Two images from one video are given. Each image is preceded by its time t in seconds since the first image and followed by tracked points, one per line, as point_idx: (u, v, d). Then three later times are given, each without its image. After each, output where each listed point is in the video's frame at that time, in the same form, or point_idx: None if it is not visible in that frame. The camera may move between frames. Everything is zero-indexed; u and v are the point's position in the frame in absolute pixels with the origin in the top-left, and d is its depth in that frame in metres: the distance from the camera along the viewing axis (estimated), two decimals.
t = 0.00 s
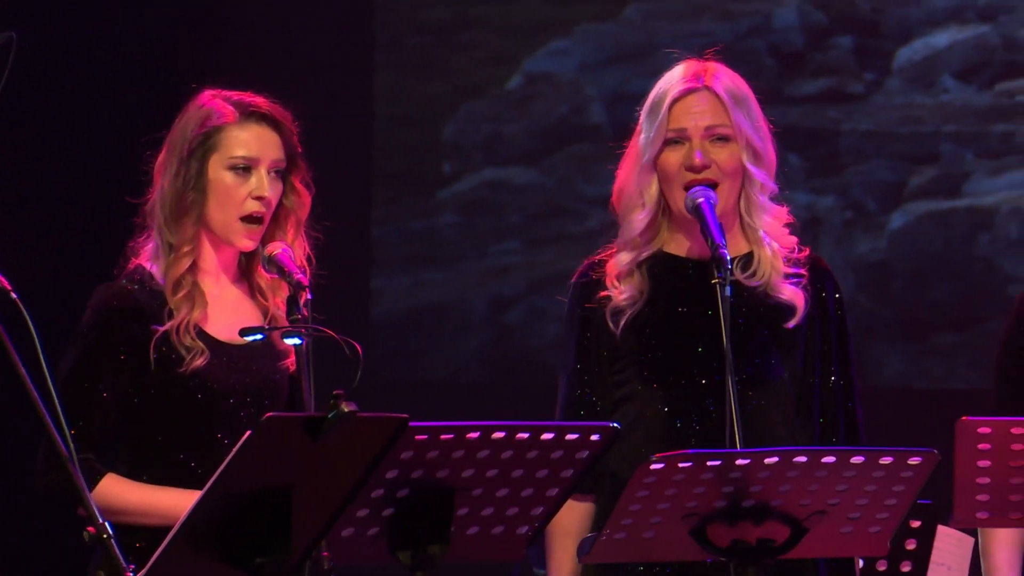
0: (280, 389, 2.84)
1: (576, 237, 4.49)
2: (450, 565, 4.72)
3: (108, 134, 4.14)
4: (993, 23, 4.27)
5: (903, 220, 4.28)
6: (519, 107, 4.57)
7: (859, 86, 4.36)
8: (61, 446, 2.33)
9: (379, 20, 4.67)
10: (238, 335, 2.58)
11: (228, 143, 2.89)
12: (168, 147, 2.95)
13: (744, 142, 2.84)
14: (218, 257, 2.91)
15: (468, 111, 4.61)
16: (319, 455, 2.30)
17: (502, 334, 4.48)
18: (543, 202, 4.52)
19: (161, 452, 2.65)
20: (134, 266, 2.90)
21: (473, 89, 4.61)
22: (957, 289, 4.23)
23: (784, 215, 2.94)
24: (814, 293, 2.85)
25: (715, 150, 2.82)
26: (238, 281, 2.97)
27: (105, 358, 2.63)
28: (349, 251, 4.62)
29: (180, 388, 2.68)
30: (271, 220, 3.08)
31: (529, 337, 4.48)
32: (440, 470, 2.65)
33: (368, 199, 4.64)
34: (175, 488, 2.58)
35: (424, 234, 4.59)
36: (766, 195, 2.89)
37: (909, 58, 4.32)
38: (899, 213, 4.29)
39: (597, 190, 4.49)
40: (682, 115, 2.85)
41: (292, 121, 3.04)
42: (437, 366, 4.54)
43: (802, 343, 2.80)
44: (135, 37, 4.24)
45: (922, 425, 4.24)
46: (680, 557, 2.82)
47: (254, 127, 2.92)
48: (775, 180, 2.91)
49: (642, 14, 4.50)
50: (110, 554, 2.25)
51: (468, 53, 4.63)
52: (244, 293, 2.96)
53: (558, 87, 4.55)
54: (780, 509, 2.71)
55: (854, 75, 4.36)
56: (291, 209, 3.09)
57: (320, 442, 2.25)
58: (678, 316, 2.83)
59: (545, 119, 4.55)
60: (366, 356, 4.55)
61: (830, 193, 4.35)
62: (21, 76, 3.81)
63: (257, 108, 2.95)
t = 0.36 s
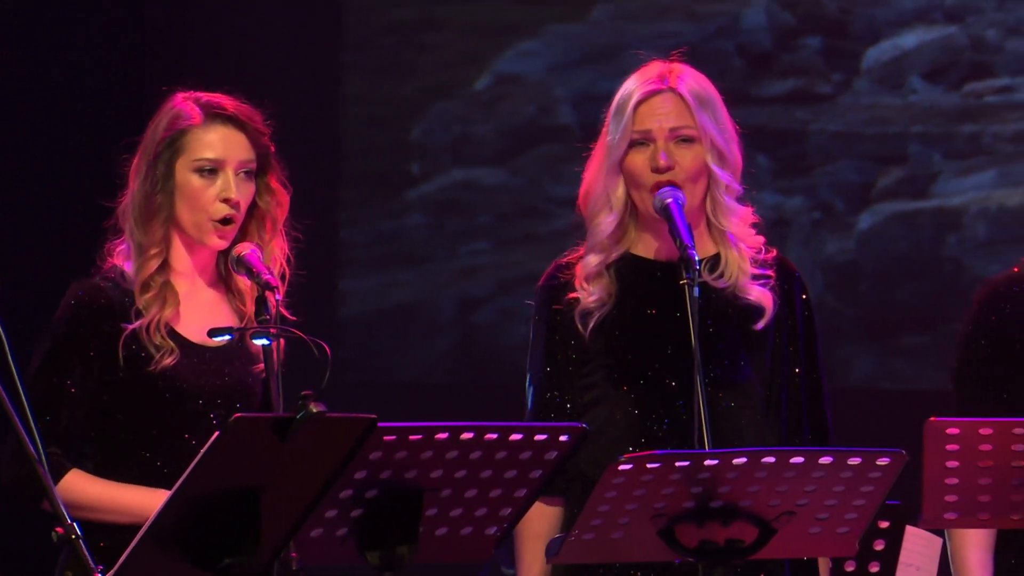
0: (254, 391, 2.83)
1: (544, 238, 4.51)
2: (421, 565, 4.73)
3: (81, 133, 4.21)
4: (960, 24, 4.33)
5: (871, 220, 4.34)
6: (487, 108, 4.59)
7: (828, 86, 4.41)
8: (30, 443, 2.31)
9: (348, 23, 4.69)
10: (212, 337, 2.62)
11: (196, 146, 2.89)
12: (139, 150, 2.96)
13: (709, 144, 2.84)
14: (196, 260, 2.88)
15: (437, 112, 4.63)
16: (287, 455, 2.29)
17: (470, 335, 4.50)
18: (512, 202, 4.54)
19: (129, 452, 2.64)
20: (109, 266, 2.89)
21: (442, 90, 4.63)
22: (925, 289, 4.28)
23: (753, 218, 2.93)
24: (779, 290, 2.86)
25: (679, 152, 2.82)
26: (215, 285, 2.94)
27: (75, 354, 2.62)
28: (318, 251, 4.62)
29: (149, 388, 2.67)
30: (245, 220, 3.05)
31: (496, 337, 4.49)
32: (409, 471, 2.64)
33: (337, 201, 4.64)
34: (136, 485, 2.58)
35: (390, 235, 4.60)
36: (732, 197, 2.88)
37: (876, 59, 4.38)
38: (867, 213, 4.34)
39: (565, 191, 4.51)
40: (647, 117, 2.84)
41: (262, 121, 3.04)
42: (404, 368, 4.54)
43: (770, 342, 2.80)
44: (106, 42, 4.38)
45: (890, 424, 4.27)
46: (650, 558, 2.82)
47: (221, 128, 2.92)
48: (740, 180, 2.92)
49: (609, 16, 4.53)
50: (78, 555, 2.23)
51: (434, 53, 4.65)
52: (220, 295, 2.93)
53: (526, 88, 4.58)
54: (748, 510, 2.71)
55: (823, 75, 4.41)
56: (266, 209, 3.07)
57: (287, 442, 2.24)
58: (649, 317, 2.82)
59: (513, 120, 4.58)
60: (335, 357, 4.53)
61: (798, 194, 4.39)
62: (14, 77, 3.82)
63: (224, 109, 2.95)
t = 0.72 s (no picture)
0: (230, 391, 2.84)
1: (520, 239, 4.44)
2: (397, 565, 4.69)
3: (53, 133, 4.19)
4: (937, 24, 4.32)
5: (847, 220, 4.31)
6: (464, 108, 4.51)
7: (804, 87, 4.39)
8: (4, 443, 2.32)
9: (325, 21, 4.58)
10: (187, 338, 2.61)
11: (174, 146, 2.87)
12: (119, 148, 2.95)
13: (698, 154, 2.80)
14: (172, 259, 2.89)
15: (415, 111, 4.53)
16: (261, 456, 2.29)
17: (446, 336, 4.42)
18: (486, 202, 4.47)
19: (100, 450, 2.67)
20: (84, 265, 2.90)
21: (416, 90, 4.54)
22: (901, 290, 4.26)
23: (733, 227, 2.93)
24: (754, 299, 2.87)
25: (667, 159, 2.78)
26: (192, 286, 2.94)
27: (44, 354, 2.63)
28: (294, 255, 4.53)
29: (121, 387, 2.69)
30: (223, 223, 3.04)
31: (472, 339, 4.42)
32: (384, 472, 2.64)
33: (312, 202, 4.55)
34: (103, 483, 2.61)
35: (365, 236, 4.51)
36: (718, 209, 2.87)
37: (852, 59, 4.36)
38: (842, 214, 4.32)
39: (541, 192, 4.44)
40: (639, 122, 2.80)
41: (243, 122, 3.03)
42: (381, 368, 4.44)
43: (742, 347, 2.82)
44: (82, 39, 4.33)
45: (869, 426, 4.23)
46: (625, 558, 2.81)
47: (200, 129, 2.91)
48: (725, 191, 2.89)
49: (586, 16, 4.47)
50: (53, 556, 2.24)
51: (413, 54, 4.55)
52: (197, 295, 2.93)
53: (502, 88, 4.50)
54: (723, 510, 2.71)
55: (798, 76, 4.39)
56: (243, 212, 3.06)
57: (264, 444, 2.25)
58: (622, 320, 2.84)
59: (488, 121, 4.50)
60: (312, 356, 4.46)
61: (774, 195, 4.36)
62: None
63: (203, 111, 2.94)
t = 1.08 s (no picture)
0: (197, 393, 2.85)
1: (491, 240, 4.38)
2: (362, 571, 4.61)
3: (24, 125, 4.05)
4: (907, 25, 4.33)
5: (816, 221, 4.29)
6: (433, 108, 4.45)
7: (772, 88, 4.36)
8: None
9: (292, 23, 4.52)
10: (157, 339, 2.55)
11: (151, 150, 2.84)
12: (94, 149, 2.93)
13: (658, 145, 2.81)
14: (141, 261, 2.87)
15: (384, 111, 4.47)
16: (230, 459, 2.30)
17: (415, 336, 4.34)
18: (457, 203, 4.40)
19: (68, 452, 2.66)
20: (54, 265, 2.90)
21: (382, 91, 4.48)
22: (870, 291, 4.25)
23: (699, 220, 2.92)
24: (724, 293, 2.85)
25: (628, 153, 2.79)
26: (161, 288, 2.92)
27: (13, 356, 2.62)
28: (261, 259, 4.45)
29: (88, 388, 2.69)
30: (194, 227, 3.00)
31: (441, 340, 4.34)
32: (354, 472, 2.63)
33: (280, 202, 4.47)
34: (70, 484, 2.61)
35: (336, 236, 4.44)
36: (678, 201, 2.85)
37: (821, 61, 4.34)
38: (812, 215, 4.30)
39: (511, 193, 4.39)
40: (597, 117, 2.81)
41: (221, 130, 2.99)
42: (346, 370, 4.36)
43: (714, 345, 2.79)
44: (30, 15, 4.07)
45: (838, 427, 4.22)
46: (595, 560, 2.80)
47: (178, 135, 2.87)
48: (688, 182, 2.89)
49: (555, 17, 4.43)
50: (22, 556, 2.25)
51: (381, 55, 4.49)
52: (166, 297, 2.92)
53: (469, 90, 4.44)
54: (692, 511, 2.70)
55: (767, 77, 4.36)
56: (215, 217, 3.02)
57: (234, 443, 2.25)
58: (592, 318, 2.81)
59: (456, 122, 4.43)
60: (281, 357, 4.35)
61: (743, 195, 4.32)
62: None
63: (181, 116, 2.89)
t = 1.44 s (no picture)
0: (175, 390, 2.85)
1: (467, 239, 4.41)
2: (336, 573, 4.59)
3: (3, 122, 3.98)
4: (883, 26, 4.37)
5: (793, 221, 4.32)
6: (410, 108, 4.45)
7: (749, 88, 4.38)
8: None
9: (272, 24, 4.48)
10: (134, 338, 2.56)
11: (127, 150, 2.85)
12: (70, 148, 2.93)
13: (637, 150, 2.79)
14: (116, 260, 2.88)
15: (361, 112, 4.47)
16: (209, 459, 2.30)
17: (392, 338, 4.36)
18: (434, 203, 4.42)
19: (49, 450, 2.67)
20: (31, 264, 2.89)
21: (363, 91, 4.47)
22: (846, 291, 4.27)
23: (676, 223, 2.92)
24: (700, 293, 2.86)
25: (607, 156, 2.78)
26: (134, 284, 2.92)
27: None
28: (240, 260, 4.41)
29: (68, 387, 2.69)
30: (171, 227, 3.00)
31: (418, 341, 4.36)
32: (331, 473, 2.61)
33: (257, 202, 4.44)
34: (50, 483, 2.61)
35: (312, 237, 4.43)
36: (659, 205, 2.85)
37: (799, 61, 4.37)
38: (789, 215, 4.32)
39: (488, 193, 4.42)
40: (576, 121, 2.80)
41: (197, 130, 3.00)
42: (323, 369, 4.37)
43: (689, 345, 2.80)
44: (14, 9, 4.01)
45: (812, 426, 4.22)
46: (572, 561, 2.80)
47: (154, 136, 2.88)
48: (667, 186, 2.87)
49: (532, 17, 4.45)
50: None
51: (361, 54, 4.49)
52: (141, 295, 2.91)
53: (447, 90, 4.45)
54: (671, 511, 2.69)
55: (744, 77, 4.38)
56: (192, 217, 3.02)
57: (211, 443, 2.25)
58: (569, 317, 2.81)
59: (435, 122, 4.44)
60: (259, 358, 4.34)
61: (720, 196, 4.34)
62: None
63: (157, 117, 2.91)
